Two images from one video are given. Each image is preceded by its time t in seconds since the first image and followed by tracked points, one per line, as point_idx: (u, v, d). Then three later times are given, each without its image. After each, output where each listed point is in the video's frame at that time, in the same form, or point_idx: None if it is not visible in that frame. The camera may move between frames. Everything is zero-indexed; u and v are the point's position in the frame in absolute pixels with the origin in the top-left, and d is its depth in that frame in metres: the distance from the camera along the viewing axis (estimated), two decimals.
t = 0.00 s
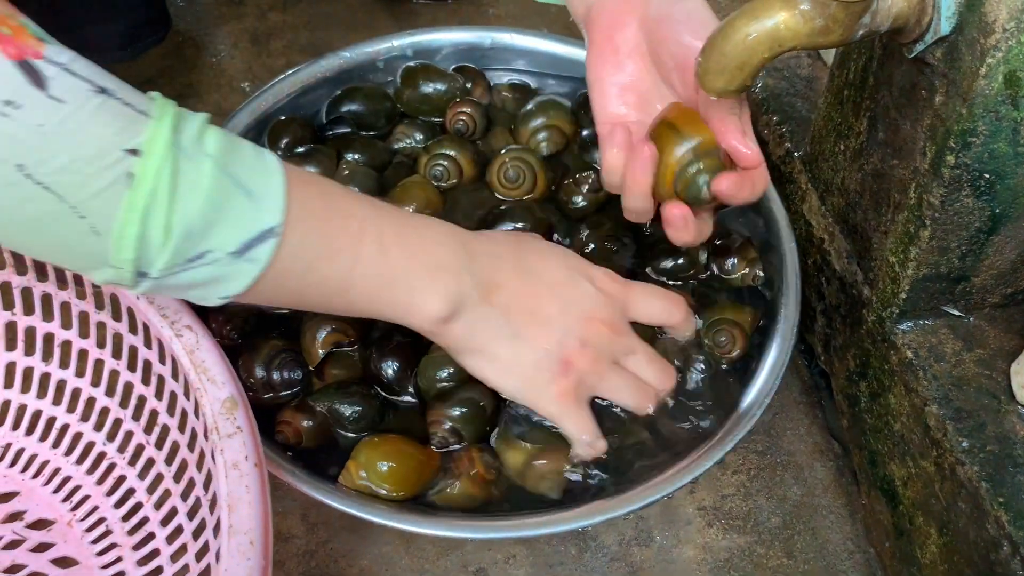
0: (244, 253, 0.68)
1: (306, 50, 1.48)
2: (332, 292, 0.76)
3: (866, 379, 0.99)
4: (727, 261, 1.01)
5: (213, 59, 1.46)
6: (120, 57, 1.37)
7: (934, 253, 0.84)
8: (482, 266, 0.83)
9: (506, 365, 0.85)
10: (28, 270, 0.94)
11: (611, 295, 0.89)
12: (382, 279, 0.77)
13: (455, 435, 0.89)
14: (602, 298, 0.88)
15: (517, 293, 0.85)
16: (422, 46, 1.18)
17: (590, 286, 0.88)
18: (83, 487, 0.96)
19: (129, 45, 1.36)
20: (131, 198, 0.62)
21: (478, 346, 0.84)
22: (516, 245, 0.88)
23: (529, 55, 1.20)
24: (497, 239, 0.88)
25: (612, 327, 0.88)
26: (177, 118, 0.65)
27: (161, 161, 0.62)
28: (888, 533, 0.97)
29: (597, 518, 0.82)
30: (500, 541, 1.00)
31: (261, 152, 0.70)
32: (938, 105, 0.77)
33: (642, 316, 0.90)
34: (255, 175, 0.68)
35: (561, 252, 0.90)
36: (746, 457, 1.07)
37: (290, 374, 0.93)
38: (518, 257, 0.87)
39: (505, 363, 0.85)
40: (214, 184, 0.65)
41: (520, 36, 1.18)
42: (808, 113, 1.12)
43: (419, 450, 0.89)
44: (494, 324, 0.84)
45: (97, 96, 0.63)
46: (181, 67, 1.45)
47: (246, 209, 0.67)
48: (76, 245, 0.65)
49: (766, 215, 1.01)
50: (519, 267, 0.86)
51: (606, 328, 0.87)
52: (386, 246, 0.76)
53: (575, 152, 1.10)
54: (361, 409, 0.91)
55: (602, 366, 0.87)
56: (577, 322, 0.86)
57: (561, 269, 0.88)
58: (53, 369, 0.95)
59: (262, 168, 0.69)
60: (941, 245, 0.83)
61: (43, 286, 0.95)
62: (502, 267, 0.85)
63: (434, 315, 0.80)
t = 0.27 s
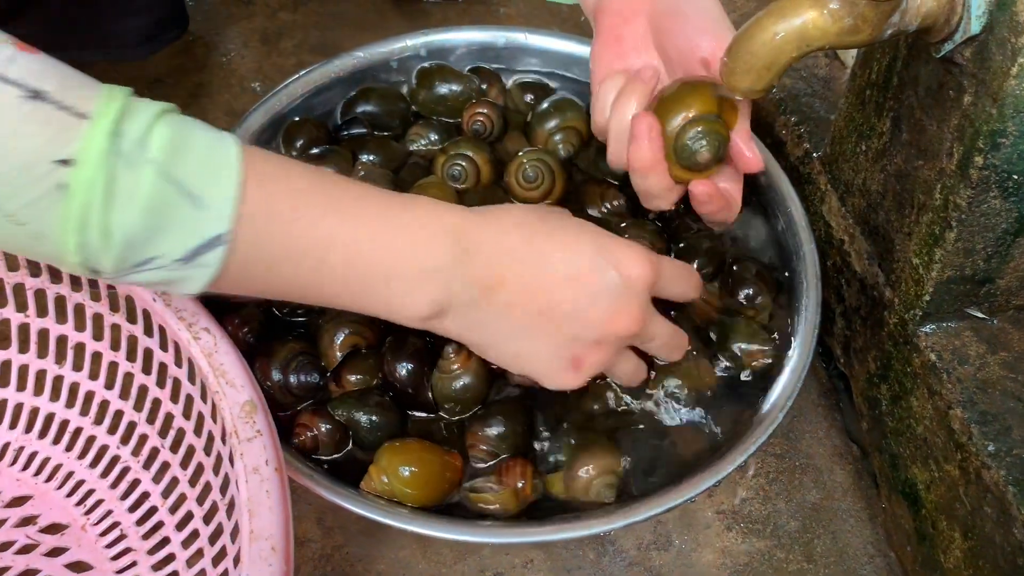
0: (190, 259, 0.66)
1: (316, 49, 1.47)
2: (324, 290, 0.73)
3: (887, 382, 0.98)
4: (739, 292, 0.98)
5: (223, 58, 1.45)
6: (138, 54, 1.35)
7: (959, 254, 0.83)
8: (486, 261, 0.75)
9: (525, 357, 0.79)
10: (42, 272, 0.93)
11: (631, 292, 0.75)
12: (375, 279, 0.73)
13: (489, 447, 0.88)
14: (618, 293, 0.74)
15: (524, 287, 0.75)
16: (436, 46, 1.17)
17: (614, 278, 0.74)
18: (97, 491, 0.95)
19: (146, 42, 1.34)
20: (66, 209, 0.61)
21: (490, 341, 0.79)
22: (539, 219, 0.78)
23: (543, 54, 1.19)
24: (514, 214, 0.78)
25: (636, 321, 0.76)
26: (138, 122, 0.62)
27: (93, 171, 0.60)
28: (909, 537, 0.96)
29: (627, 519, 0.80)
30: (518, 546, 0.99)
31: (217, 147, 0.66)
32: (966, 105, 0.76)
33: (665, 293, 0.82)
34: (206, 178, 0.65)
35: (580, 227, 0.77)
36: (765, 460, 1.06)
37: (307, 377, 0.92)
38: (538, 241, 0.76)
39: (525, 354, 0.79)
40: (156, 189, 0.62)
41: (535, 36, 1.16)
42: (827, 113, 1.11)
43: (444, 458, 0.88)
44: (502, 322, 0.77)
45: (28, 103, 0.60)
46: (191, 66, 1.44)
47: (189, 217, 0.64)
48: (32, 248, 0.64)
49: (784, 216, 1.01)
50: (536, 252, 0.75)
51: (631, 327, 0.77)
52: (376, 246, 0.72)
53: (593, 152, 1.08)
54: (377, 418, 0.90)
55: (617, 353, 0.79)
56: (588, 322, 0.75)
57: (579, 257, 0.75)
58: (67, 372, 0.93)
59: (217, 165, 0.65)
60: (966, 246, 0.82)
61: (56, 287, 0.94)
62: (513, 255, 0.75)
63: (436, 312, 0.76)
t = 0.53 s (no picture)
0: (73, 250, 0.66)
1: (322, 55, 1.48)
2: (237, 274, 0.72)
3: (890, 390, 0.98)
4: (749, 301, 0.98)
5: (229, 64, 1.46)
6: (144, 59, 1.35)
7: (962, 264, 0.84)
8: (396, 256, 0.69)
9: (466, 337, 0.77)
10: (52, 279, 0.94)
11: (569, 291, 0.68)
12: (280, 267, 0.70)
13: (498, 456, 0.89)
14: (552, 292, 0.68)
15: (441, 277, 0.70)
16: (442, 54, 1.17)
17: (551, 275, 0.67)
18: (106, 496, 0.96)
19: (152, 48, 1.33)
20: None
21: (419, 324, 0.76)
22: (465, 199, 0.69)
23: (548, 61, 1.19)
24: (445, 196, 0.70)
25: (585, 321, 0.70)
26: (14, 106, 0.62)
27: None
28: (912, 543, 0.97)
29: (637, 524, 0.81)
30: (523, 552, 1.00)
31: (96, 132, 0.64)
32: (970, 116, 0.77)
33: (626, 285, 0.73)
34: (76, 168, 0.63)
35: (524, 212, 0.69)
36: (769, 466, 1.06)
37: (317, 386, 0.93)
38: (463, 231, 0.68)
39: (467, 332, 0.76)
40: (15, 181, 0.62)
41: (541, 44, 1.17)
42: (830, 121, 1.12)
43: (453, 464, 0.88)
44: (424, 307, 0.73)
45: None
46: (197, 72, 1.45)
47: (67, 210, 0.64)
48: None
49: (789, 225, 1.01)
50: (456, 245, 0.68)
51: (575, 327, 0.70)
52: (274, 234, 0.69)
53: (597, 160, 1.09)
54: (386, 424, 0.90)
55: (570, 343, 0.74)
56: (537, 323, 0.71)
57: (508, 248, 0.68)
58: (76, 379, 0.94)
59: (94, 151, 0.63)
60: (970, 256, 0.83)
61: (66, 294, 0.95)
62: (421, 246, 0.69)
63: (349, 297, 0.73)
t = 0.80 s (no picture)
0: (56, 248, 0.68)
1: (324, 60, 1.49)
2: (217, 268, 0.74)
3: (888, 395, 0.99)
4: (750, 304, 0.99)
5: (232, 69, 1.47)
6: (144, 71, 1.36)
7: (959, 271, 0.84)
8: (372, 257, 0.71)
9: (445, 324, 0.79)
10: (57, 285, 0.95)
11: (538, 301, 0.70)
12: (261, 264, 0.73)
13: (501, 466, 0.89)
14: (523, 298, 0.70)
15: (416, 276, 0.72)
16: (444, 60, 1.18)
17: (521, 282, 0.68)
18: (109, 500, 0.96)
19: (152, 60, 1.34)
20: None
21: (398, 311, 0.79)
22: (444, 202, 0.70)
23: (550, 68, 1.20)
24: (423, 199, 0.70)
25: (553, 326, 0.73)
26: None
27: None
28: (910, 548, 0.97)
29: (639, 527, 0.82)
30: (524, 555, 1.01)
31: (77, 133, 0.66)
32: (967, 126, 0.77)
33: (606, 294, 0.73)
34: (55, 169, 0.65)
35: (499, 223, 0.69)
36: (768, 471, 1.07)
37: (319, 391, 0.94)
38: (439, 234, 0.69)
39: (444, 320, 0.78)
40: None
41: (542, 50, 1.18)
42: (829, 128, 1.13)
43: (454, 468, 0.89)
44: (399, 302, 0.76)
45: None
46: (200, 77, 1.46)
47: (47, 209, 0.65)
48: None
49: (789, 231, 1.01)
50: (433, 250, 0.70)
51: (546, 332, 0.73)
52: (252, 234, 0.70)
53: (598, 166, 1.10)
54: (389, 428, 0.91)
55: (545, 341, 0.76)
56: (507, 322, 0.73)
57: (478, 255, 0.69)
58: (81, 383, 0.95)
59: (75, 151, 0.65)
60: (967, 264, 0.84)
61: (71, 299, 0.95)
62: (397, 246, 0.70)
63: (329, 292, 0.76)
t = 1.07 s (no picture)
0: (15, 230, 0.68)
1: (326, 61, 1.49)
2: (175, 248, 0.73)
3: (887, 395, 1.00)
4: (750, 304, 0.98)
5: (234, 69, 1.47)
6: (147, 71, 1.36)
7: (958, 271, 0.85)
8: (319, 233, 0.69)
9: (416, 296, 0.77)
10: (61, 284, 0.95)
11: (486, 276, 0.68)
12: (216, 240, 0.71)
13: (501, 466, 0.90)
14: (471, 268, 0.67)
15: (368, 248, 0.69)
16: (446, 60, 1.19)
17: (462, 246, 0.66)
18: (112, 497, 0.97)
19: (154, 59, 1.35)
20: None
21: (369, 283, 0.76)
22: (391, 168, 0.67)
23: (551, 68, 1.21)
24: (373, 168, 0.67)
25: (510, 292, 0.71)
26: None
27: None
28: (909, 546, 0.98)
29: (643, 523, 0.83)
30: (525, 553, 1.01)
31: (26, 113, 0.65)
32: (966, 127, 0.78)
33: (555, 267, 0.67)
34: (5, 151, 0.64)
35: (442, 187, 0.65)
36: (768, 470, 1.08)
37: (322, 389, 0.94)
38: (382, 204, 0.66)
39: (414, 290, 0.76)
40: None
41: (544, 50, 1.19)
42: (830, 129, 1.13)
43: (456, 466, 0.89)
44: (360, 273, 0.74)
45: None
46: (203, 77, 1.47)
47: None
48: None
49: (787, 230, 1.02)
50: (379, 220, 0.67)
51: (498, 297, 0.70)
52: (201, 209, 0.68)
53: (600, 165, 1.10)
54: (391, 427, 0.91)
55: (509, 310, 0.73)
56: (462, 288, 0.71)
57: (421, 228, 0.66)
58: (84, 382, 0.95)
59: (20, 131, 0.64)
60: (966, 264, 0.84)
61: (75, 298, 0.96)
62: (351, 216, 0.67)
63: (285, 264, 0.73)
